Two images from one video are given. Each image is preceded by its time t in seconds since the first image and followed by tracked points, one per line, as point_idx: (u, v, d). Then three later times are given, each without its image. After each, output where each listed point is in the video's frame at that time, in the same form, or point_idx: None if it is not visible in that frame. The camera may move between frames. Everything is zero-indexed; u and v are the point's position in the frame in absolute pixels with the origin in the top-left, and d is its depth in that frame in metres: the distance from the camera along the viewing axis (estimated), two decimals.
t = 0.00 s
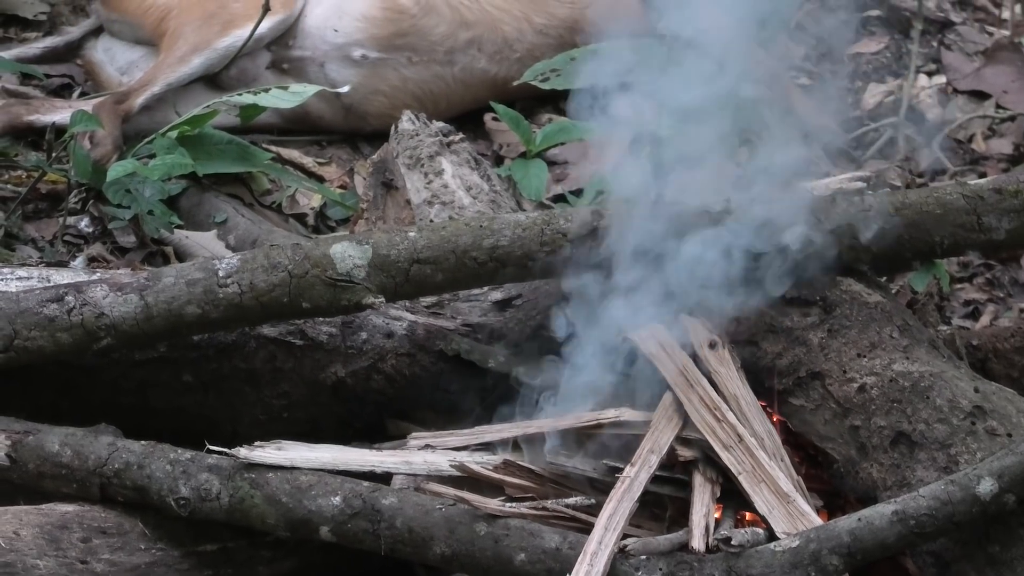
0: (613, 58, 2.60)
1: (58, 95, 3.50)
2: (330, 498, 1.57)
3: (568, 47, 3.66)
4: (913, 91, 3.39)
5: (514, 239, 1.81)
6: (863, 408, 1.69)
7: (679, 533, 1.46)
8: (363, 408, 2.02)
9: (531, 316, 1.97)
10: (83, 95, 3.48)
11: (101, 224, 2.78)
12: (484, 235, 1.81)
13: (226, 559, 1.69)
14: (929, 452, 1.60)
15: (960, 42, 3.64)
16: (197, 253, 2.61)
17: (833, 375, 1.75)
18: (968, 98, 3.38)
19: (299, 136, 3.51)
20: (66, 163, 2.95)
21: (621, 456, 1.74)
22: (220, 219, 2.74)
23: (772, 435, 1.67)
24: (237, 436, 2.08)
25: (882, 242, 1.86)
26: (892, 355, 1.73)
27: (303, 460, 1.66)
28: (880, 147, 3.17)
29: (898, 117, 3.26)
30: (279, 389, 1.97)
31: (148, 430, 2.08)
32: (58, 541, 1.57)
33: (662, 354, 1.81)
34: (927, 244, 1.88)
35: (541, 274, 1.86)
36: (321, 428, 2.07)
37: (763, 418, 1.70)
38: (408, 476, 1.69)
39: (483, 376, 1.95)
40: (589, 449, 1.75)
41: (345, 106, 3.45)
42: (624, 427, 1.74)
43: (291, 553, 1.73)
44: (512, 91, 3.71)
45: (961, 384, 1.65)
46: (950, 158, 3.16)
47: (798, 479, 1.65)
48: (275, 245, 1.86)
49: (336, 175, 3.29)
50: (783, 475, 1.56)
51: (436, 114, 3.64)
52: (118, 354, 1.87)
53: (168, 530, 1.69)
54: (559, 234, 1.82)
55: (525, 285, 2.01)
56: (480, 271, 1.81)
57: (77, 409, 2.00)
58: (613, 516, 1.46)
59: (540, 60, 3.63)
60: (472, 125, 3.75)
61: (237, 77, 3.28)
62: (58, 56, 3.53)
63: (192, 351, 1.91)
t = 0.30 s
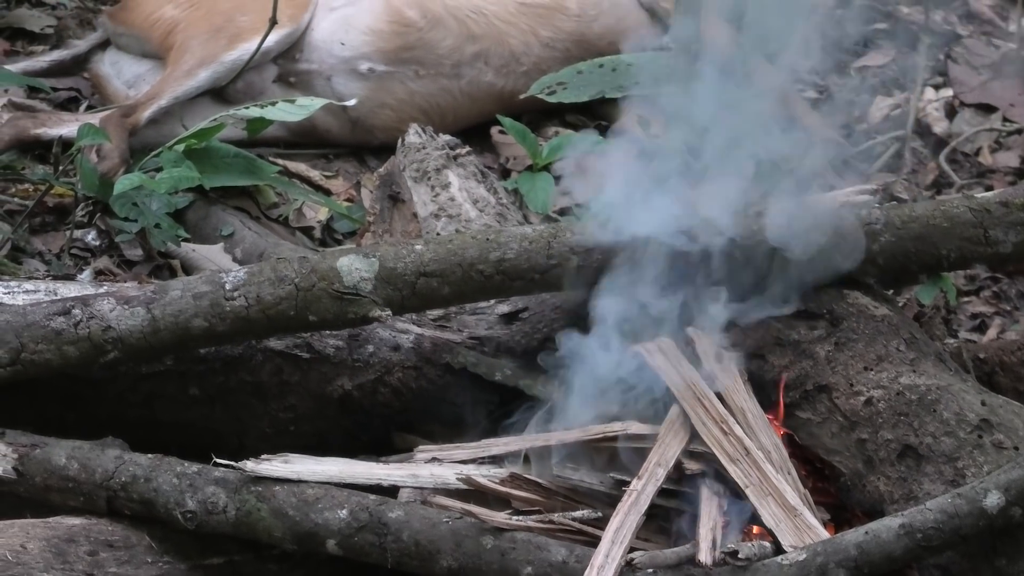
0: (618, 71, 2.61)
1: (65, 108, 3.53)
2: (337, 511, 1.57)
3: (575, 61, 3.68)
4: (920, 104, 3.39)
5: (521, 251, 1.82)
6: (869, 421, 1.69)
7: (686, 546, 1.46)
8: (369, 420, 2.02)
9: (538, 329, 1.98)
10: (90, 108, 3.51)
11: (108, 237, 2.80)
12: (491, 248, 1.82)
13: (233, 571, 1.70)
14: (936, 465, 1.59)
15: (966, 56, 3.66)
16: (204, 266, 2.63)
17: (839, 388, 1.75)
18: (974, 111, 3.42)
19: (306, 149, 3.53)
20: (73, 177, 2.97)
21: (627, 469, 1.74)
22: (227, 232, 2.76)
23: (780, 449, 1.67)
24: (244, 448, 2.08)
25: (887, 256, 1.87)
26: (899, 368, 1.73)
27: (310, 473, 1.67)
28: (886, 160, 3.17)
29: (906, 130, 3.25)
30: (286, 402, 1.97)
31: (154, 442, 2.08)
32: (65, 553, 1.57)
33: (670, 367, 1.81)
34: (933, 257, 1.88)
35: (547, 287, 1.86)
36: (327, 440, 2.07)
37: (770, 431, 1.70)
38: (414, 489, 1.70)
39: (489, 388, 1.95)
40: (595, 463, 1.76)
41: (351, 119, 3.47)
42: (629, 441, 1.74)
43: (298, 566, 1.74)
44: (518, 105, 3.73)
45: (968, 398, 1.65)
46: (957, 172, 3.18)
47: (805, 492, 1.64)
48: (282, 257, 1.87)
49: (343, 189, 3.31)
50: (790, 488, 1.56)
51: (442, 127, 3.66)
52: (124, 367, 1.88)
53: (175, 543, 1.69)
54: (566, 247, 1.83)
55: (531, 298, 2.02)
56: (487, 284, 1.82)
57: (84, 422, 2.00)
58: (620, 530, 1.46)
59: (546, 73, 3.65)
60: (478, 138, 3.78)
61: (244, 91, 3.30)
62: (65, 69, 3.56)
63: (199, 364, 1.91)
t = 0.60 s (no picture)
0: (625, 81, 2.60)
1: (71, 121, 3.55)
2: (343, 523, 1.57)
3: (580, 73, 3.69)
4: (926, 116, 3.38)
5: (527, 263, 1.83)
6: (876, 432, 1.69)
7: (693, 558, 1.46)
8: (375, 433, 2.03)
9: (545, 340, 1.99)
10: (96, 121, 3.53)
11: (114, 250, 2.82)
12: (496, 260, 1.82)
13: None
14: (942, 476, 1.59)
15: (972, 66, 3.66)
16: (210, 278, 2.62)
17: (846, 400, 1.75)
18: (980, 122, 3.41)
19: (312, 162, 3.55)
20: (80, 190, 2.99)
21: (633, 481, 1.74)
22: (233, 244, 2.77)
23: (787, 460, 1.67)
24: (250, 461, 2.08)
25: (893, 266, 1.87)
26: (906, 380, 1.73)
27: (316, 485, 1.67)
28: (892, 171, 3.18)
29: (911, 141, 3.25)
30: (292, 415, 1.97)
31: (160, 455, 2.09)
32: (71, 565, 1.56)
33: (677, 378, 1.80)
34: (939, 268, 1.88)
35: (553, 299, 1.86)
36: (333, 453, 2.07)
37: (776, 442, 1.70)
38: (421, 501, 1.69)
39: (495, 400, 1.96)
40: (602, 474, 1.75)
41: (357, 132, 3.48)
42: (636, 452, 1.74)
43: None
44: (524, 117, 3.74)
45: (974, 409, 1.65)
46: (963, 183, 3.17)
47: (812, 503, 1.64)
48: (288, 269, 1.88)
49: (349, 201, 3.32)
50: (797, 499, 1.56)
51: (448, 139, 3.68)
52: (131, 380, 1.88)
53: (181, 555, 1.70)
54: (571, 258, 1.84)
55: (538, 309, 2.03)
56: (492, 296, 1.82)
57: (90, 435, 2.01)
58: (627, 541, 1.48)
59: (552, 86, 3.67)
60: (484, 150, 3.80)
61: (250, 103, 3.33)
62: (71, 82, 3.58)
63: (205, 377, 1.92)
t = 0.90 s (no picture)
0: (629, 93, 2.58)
1: (76, 132, 3.57)
2: (348, 534, 1.57)
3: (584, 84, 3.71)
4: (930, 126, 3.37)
5: (531, 274, 1.83)
6: (881, 442, 1.69)
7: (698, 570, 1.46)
8: (380, 444, 2.03)
9: (549, 351, 1.98)
10: (101, 133, 3.55)
11: (119, 261, 2.83)
12: (500, 271, 1.83)
13: None
14: (948, 486, 1.60)
15: (976, 76, 3.67)
16: (214, 289, 2.66)
17: (851, 410, 1.75)
18: (985, 132, 3.40)
19: (317, 173, 3.56)
20: (84, 202, 3.00)
21: (637, 492, 1.75)
22: (238, 256, 2.78)
23: (792, 471, 1.67)
24: (255, 472, 2.09)
25: (898, 276, 1.87)
26: (910, 390, 1.73)
27: (321, 496, 1.67)
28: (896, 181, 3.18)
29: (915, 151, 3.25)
30: (297, 426, 1.97)
31: (166, 467, 2.09)
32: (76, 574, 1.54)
33: (681, 389, 1.81)
34: (944, 278, 1.88)
35: (557, 309, 1.87)
36: (338, 464, 2.07)
37: (782, 453, 1.70)
38: (425, 512, 1.69)
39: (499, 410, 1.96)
40: (607, 486, 1.75)
41: (362, 143, 3.50)
42: (641, 462, 1.74)
43: None
44: (528, 128, 3.76)
45: (979, 419, 1.65)
46: (967, 193, 3.16)
47: (818, 514, 1.64)
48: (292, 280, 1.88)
49: (353, 212, 3.34)
50: (802, 510, 1.57)
51: (452, 150, 3.69)
52: (136, 392, 1.89)
53: (186, 565, 1.72)
54: (575, 268, 1.85)
55: (542, 320, 2.03)
56: (496, 307, 1.82)
57: (95, 447, 2.01)
58: (632, 552, 1.49)
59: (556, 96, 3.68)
60: (488, 161, 3.81)
61: (254, 115, 3.34)
62: (74, 94, 3.60)
63: (210, 389, 1.92)
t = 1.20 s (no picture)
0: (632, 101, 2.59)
1: (79, 141, 3.58)
2: (351, 542, 1.58)
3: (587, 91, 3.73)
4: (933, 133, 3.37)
5: (534, 281, 1.83)
6: (884, 449, 1.69)
7: None
8: (384, 452, 2.03)
9: (553, 358, 1.98)
10: (104, 141, 3.56)
11: (122, 269, 2.84)
12: (504, 278, 1.83)
13: None
14: (951, 493, 1.61)
15: (979, 83, 3.67)
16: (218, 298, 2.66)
17: (854, 417, 1.75)
18: (988, 139, 3.40)
19: (320, 181, 3.57)
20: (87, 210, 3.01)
21: (641, 500, 1.75)
22: (241, 264, 2.79)
23: (795, 478, 1.67)
24: (259, 480, 2.09)
25: (902, 283, 1.87)
26: (914, 397, 1.73)
27: (325, 504, 1.68)
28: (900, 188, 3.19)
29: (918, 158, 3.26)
30: (300, 434, 1.98)
31: (170, 475, 2.09)
32: None
33: (685, 397, 1.81)
34: (948, 285, 1.88)
35: (561, 316, 1.87)
36: (341, 472, 2.07)
37: (785, 460, 1.70)
38: (429, 520, 1.69)
39: (502, 418, 1.96)
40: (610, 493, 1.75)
41: (365, 151, 3.50)
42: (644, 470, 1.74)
43: None
44: (532, 135, 3.77)
45: (983, 426, 1.65)
46: (970, 200, 3.17)
47: (822, 521, 1.64)
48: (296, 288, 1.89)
49: (356, 220, 3.35)
50: (806, 517, 1.57)
51: (455, 158, 3.70)
52: (140, 400, 1.89)
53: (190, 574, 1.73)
54: (578, 276, 1.85)
55: (546, 327, 2.03)
56: (500, 314, 1.83)
57: (98, 455, 2.01)
58: (636, 560, 1.50)
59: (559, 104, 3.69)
60: (491, 169, 3.82)
61: (257, 123, 3.35)
62: (77, 102, 3.61)
63: (213, 397, 1.92)
